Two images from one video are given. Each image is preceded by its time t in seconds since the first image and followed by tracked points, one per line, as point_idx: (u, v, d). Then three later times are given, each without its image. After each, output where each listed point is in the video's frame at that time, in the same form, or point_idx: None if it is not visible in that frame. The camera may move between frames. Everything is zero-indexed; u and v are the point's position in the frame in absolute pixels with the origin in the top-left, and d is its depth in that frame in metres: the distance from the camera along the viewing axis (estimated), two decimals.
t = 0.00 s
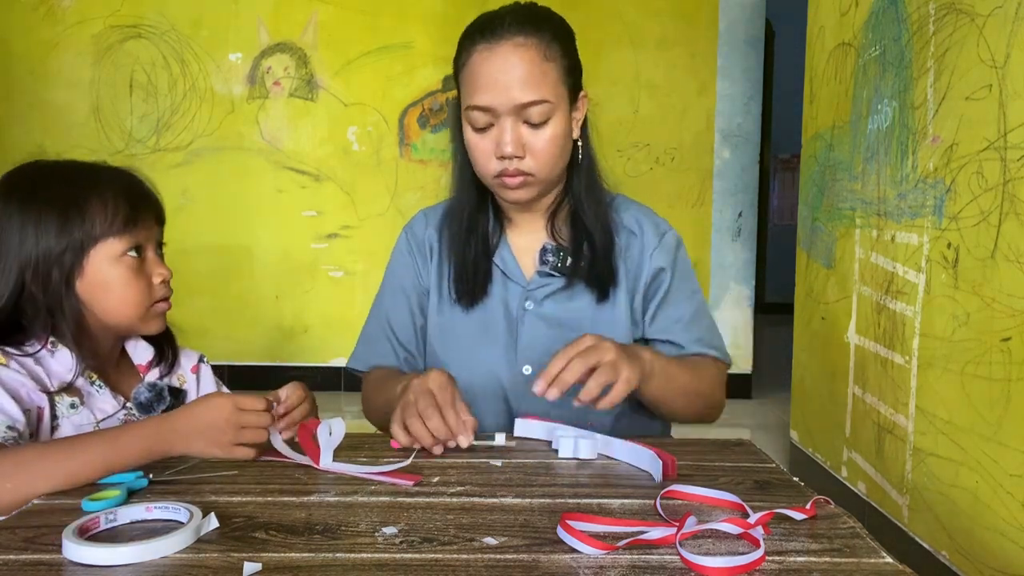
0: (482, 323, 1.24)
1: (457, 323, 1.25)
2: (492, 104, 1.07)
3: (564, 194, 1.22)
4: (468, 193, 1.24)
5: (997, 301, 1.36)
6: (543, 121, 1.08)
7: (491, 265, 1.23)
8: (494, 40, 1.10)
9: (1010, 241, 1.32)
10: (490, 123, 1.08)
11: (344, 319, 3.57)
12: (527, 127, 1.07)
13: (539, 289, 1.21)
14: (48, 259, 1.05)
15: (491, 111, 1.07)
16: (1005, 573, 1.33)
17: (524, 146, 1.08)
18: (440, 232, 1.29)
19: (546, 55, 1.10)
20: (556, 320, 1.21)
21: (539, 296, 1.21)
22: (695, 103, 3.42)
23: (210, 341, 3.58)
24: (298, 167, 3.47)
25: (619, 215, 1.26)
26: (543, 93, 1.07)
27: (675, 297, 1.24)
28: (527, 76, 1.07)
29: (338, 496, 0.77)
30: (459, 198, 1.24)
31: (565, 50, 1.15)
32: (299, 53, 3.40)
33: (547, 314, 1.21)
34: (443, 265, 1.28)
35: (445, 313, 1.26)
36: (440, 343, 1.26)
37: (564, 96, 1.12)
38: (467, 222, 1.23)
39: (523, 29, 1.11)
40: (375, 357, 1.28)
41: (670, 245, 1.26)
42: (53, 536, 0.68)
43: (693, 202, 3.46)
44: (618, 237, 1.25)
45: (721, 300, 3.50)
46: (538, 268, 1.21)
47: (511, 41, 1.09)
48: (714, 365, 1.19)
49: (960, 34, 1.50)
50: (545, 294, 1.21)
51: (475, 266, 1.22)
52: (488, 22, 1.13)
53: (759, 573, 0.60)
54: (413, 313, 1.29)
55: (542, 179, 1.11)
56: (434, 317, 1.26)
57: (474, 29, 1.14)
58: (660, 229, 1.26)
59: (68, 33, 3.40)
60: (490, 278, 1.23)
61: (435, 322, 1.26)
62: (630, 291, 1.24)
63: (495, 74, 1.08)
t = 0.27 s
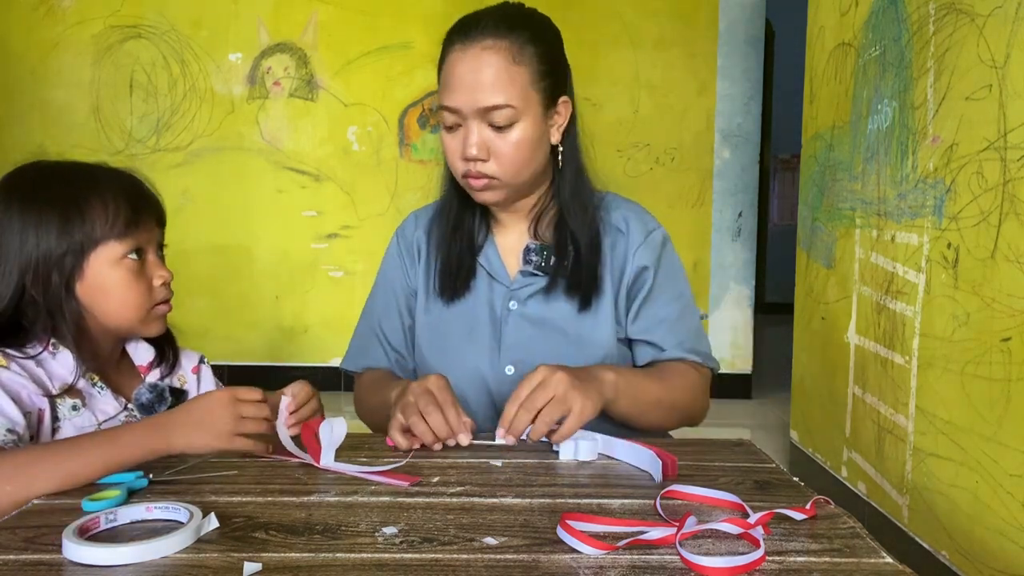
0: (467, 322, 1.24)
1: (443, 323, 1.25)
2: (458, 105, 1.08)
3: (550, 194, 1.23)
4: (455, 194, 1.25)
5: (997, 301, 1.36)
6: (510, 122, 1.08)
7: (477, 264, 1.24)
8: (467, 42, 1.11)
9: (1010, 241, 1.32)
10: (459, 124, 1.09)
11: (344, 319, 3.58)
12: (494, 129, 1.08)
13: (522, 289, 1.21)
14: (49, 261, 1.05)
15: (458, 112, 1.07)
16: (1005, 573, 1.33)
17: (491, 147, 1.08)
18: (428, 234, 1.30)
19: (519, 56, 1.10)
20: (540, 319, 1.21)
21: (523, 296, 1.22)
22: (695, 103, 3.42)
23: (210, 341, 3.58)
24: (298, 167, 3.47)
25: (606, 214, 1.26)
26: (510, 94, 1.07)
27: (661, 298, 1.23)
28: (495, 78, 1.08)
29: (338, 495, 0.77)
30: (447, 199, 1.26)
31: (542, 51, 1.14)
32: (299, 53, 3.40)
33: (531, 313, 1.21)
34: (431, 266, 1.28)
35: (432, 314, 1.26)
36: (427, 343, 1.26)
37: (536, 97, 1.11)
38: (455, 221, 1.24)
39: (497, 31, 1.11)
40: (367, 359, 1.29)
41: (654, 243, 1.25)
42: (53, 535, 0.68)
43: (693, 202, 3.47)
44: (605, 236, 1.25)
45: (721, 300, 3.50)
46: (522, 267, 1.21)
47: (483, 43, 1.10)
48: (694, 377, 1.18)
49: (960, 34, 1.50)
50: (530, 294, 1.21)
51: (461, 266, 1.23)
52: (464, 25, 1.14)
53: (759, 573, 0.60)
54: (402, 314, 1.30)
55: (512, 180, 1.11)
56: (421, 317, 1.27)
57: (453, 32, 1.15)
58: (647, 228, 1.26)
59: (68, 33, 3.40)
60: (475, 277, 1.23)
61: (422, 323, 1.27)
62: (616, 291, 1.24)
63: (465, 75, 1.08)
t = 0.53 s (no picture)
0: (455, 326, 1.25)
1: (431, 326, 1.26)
2: (425, 117, 1.08)
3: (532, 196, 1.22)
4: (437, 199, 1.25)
5: (997, 301, 1.36)
6: (477, 131, 1.08)
7: (463, 268, 1.24)
8: (433, 52, 1.11)
9: (1010, 241, 1.32)
10: (428, 135, 1.09)
11: (344, 319, 3.58)
12: (462, 139, 1.08)
13: (508, 292, 1.22)
14: (54, 259, 1.04)
15: (424, 124, 1.08)
16: (1005, 573, 1.33)
17: (461, 158, 1.08)
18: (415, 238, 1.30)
19: (484, 64, 1.10)
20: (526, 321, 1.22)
21: (508, 299, 1.22)
22: (695, 103, 3.42)
23: (210, 341, 3.58)
24: (298, 167, 3.47)
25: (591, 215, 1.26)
26: (475, 104, 1.08)
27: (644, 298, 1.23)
28: (459, 88, 1.08)
29: (339, 496, 0.77)
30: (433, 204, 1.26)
31: (510, 57, 1.14)
32: (299, 53, 3.40)
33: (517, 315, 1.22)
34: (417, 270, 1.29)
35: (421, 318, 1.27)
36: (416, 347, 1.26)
37: (503, 105, 1.11)
38: (441, 226, 1.25)
39: (463, 39, 1.12)
40: (357, 365, 1.30)
41: (641, 245, 1.25)
42: (53, 536, 0.68)
43: (693, 202, 3.47)
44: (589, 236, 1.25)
45: (721, 300, 3.50)
46: (508, 270, 1.22)
47: (449, 52, 1.10)
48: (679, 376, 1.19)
49: (960, 34, 1.50)
50: (515, 297, 1.22)
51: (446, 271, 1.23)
52: (430, 34, 1.14)
53: (759, 573, 0.60)
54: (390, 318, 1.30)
55: (484, 188, 1.12)
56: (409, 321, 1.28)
57: (421, 41, 1.15)
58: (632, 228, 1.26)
59: (68, 33, 3.40)
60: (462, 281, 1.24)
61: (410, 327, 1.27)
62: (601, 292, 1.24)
63: (431, 86, 1.09)
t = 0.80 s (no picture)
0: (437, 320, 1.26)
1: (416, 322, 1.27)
2: (410, 107, 1.10)
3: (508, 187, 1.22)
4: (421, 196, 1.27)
5: (997, 302, 1.36)
6: (461, 120, 1.10)
7: (444, 265, 1.25)
8: (420, 44, 1.13)
9: (1010, 241, 1.32)
10: (415, 125, 1.11)
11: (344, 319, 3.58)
12: (446, 129, 1.10)
13: (480, 284, 1.22)
14: (39, 262, 1.04)
15: (411, 114, 1.10)
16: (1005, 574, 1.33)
17: (445, 147, 1.10)
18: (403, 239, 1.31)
19: (469, 55, 1.11)
20: (498, 312, 1.21)
21: (482, 291, 1.22)
22: (695, 103, 3.42)
23: (210, 341, 3.58)
24: (298, 167, 3.47)
25: (560, 198, 1.22)
26: (459, 94, 1.09)
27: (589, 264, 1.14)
28: (443, 78, 1.09)
29: (339, 496, 0.77)
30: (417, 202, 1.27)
31: (497, 49, 1.15)
32: (299, 53, 3.40)
33: (491, 307, 1.21)
34: (402, 269, 1.30)
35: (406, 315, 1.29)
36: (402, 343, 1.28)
37: (489, 95, 1.12)
38: (425, 221, 1.26)
39: (450, 31, 1.12)
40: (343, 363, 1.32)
41: (598, 218, 1.17)
42: (54, 535, 0.68)
43: (693, 202, 3.47)
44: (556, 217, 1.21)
45: (721, 300, 3.50)
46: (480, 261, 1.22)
47: (435, 44, 1.11)
48: (614, 339, 1.06)
49: (960, 34, 1.50)
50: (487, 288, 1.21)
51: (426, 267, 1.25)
52: (420, 26, 1.16)
53: (759, 573, 0.60)
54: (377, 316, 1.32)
55: (469, 179, 1.13)
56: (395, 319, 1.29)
57: (412, 33, 1.17)
58: (596, 203, 1.19)
59: (68, 33, 3.40)
60: (440, 276, 1.24)
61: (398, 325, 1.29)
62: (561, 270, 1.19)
63: (416, 77, 1.10)
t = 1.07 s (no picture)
0: (428, 320, 1.26)
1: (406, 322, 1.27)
2: (408, 98, 1.11)
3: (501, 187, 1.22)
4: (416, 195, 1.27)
5: (997, 301, 1.36)
6: (459, 112, 1.10)
7: (436, 266, 1.24)
8: (419, 38, 1.14)
9: (1010, 241, 1.32)
10: (412, 117, 1.12)
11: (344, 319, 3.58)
12: (443, 121, 1.10)
13: (468, 282, 1.21)
14: (10, 265, 1.03)
15: (408, 105, 1.11)
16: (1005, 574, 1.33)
17: (442, 139, 1.11)
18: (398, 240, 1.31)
19: (468, 47, 1.12)
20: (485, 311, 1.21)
21: (470, 290, 1.21)
22: (695, 103, 3.42)
23: (210, 341, 3.58)
24: (298, 167, 3.47)
25: (550, 198, 1.22)
26: (457, 86, 1.10)
27: (571, 265, 1.14)
28: (442, 70, 1.10)
29: (339, 496, 0.77)
30: (411, 202, 1.28)
31: (497, 44, 1.16)
32: (299, 53, 3.40)
33: (479, 306, 1.21)
34: (395, 269, 1.30)
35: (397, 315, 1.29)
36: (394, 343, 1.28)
37: (486, 89, 1.13)
38: (419, 222, 1.26)
39: (450, 26, 1.14)
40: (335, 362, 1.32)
41: (582, 218, 1.16)
42: (53, 536, 0.68)
43: (693, 202, 3.47)
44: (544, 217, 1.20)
45: (721, 300, 3.50)
46: (470, 260, 1.22)
47: (434, 38, 1.12)
48: (590, 344, 1.08)
49: (960, 34, 1.50)
50: (474, 286, 1.21)
51: (417, 267, 1.25)
52: (420, 22, 1.17)
53: (759, 573, 0.60)
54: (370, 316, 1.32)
55: (465, 172, 1.13)
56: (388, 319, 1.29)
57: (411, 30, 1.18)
58: (583, 204, 1.18)
59: (68, 33, 3.40)
60: (430, 275, 1.24)
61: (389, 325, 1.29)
62: (545, 270, 1.18)
63: (414, 69, 1.11)
